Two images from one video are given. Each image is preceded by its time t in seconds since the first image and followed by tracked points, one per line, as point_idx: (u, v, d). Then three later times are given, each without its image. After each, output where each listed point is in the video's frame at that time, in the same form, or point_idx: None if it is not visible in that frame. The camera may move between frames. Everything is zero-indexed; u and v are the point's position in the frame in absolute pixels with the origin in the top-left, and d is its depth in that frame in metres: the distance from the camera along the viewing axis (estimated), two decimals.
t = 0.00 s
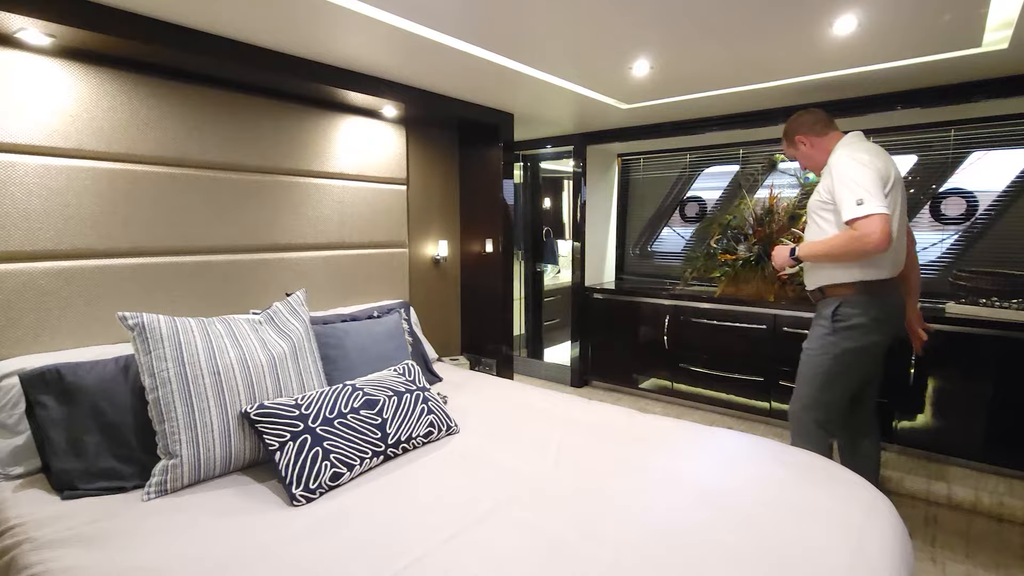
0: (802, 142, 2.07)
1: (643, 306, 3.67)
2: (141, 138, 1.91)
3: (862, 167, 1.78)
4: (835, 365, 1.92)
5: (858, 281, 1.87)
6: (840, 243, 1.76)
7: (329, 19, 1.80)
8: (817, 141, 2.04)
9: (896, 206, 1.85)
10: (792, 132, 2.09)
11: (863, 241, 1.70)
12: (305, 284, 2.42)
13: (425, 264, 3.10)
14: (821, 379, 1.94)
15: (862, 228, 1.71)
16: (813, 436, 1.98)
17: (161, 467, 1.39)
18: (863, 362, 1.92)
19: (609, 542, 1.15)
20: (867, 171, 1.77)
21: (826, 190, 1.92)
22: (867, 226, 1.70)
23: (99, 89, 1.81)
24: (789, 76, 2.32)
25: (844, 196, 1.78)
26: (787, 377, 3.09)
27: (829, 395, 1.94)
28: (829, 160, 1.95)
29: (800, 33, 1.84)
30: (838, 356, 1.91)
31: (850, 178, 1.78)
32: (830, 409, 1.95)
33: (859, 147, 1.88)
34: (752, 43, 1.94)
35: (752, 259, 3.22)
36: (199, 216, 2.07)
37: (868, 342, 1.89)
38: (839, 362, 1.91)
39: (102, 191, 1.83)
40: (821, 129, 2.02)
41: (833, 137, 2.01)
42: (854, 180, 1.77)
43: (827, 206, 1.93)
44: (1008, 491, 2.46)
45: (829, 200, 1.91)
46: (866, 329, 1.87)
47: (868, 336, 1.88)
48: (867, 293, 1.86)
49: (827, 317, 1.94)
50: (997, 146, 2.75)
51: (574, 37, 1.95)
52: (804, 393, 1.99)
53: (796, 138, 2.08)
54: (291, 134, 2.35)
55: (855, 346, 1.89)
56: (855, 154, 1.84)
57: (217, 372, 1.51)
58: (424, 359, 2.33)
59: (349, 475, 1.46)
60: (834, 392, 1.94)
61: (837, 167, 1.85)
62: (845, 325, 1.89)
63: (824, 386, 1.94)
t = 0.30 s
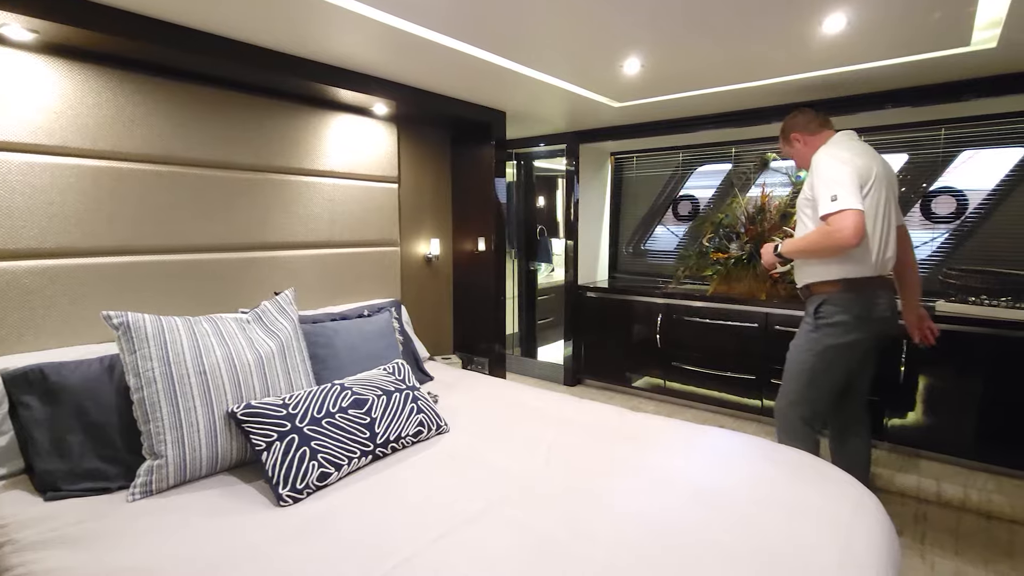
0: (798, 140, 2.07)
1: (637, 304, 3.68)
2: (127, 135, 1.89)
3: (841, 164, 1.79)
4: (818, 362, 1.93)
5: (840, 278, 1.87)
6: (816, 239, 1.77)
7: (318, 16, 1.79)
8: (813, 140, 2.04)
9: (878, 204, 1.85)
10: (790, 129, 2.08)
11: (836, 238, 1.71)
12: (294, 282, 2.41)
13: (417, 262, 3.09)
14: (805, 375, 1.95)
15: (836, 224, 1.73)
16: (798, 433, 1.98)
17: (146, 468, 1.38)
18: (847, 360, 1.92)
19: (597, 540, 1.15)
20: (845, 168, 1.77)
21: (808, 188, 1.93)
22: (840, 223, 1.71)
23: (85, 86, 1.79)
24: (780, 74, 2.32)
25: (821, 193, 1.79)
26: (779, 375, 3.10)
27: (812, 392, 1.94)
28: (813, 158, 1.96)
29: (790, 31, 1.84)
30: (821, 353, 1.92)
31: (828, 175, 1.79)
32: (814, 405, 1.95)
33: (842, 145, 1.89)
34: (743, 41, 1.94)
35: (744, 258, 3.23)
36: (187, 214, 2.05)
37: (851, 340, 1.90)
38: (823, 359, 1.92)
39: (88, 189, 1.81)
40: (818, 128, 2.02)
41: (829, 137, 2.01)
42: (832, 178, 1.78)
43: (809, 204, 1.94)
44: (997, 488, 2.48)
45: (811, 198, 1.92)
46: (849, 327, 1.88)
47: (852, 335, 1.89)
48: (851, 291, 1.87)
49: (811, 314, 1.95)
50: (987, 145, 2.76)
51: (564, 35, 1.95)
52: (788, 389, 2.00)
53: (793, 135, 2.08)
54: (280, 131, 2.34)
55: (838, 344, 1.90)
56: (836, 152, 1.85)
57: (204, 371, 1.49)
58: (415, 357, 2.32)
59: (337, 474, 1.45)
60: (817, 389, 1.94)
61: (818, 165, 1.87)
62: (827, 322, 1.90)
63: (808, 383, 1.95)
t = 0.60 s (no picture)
0: (798, 130, 2.06)
1: (629, 302, 3.68)
2: (111, 132, 1.87)
3: (837, 161, 1.79)
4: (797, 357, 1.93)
5: (829, 275, 1.88)
6: (809, 235, 1.77)
7: (305, 12, 1.77)
8: (814, 133, 2.05)
9: (870, 203, 1.86)
10: (793, 116, 2.07)
11: (831, 234, 1.72)
12: (283, 281, 2.39)
13: (408, 261, 3.07)
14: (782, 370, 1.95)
15: (830, 220, 1.73)
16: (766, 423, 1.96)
17: (130, 469, 1.36)
18: (824, 358, 1.93)
19: (586, 540, 1.14)
20: (841, 165, 1.77)
21: (803, 183, 1.93)
22: (835, 219, 1.71)
23: (67, 82, 1.77)
24: (770, 72, 2.32)
25: (817, 189, 1.79)
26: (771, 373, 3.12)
27: (788, 386, 1.93)
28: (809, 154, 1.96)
29: (779, 28, 1.83)
30: (800, 348, 1.92)
31: (824, 171, 1.79)
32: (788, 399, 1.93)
33: (838, 142, 1.89)
34: (732, 38, 1.94)
35: (736, 256, 3.23)
36: (173, 213, 2.03)
37: (833, 338, 1.91)
38: (800, 354, 1.92)
39: (71, 187, 1.79)
40: (821, 121, 2.03)
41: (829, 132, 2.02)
42: (828, 174, 1.78)
43: (803, 199, 1.94)
44: (985, 484, 2.49)
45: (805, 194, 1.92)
46: (830, 325, 1.89)
47: (834, 333, 1.90)
48: (838, 288, 1.87)
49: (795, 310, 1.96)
50: (976, 142, 2.77)
51: (554, 33, 1.94)
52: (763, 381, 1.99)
53: (795, 123, 2.06)
54: (268, 128, 2.31)
55: (818, 340, 1.90)
56: (833, 149, 1.85)
57: (188, 371, 1.47)
58: (406, 356, 2.31)
59: (324, 475, 1.44)
60: (793, 383, 1.93)
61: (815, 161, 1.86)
62: (809, 317, 1.90)
63: (785, 376, 1.94)
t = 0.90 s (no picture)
0: (783, 124, 2.06)
1: (619, 299, 3.68)
2: (90, 129, 1.83)
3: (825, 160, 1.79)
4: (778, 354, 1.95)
5: (811, 274, 1.89)
6: (796, 234, 1.74)
7: (288, 7, 1.75)
8: (797, 129, 2.06)
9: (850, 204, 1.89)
10: (779, 110, 2.05)
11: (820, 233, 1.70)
12: (268, 279, 2.37)
13: (397, 259, 3.05)
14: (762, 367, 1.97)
15: (819, 219, 1.71)
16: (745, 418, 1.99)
17: (108, 472, 1.34)
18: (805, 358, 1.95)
19: (571, 539, 1.13)
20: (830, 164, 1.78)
21: (789, 181, 1.92)
22: (823, 218, 1.70)
23: (43, 77, 1.73)
24: (757, 69, 2.32)
25: (806, 187, 1.78)
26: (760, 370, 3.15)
27: (768, 383, 1.95)
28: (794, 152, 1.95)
29: (766, 25, 1.83)
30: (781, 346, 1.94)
31: (814, 170, 1.79)
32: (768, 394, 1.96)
33: (822, 141, 1.89)
34: (719, 35, 1.93)
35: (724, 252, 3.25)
36: (154, 211, 2.00)
37: (812, 338, 1.93)
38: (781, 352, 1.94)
39: (47, 184, 1.75)
40: (804, 118, 2.05)
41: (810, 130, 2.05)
42: (817, 173, 1.78)
43: (788, 198, 1.93)
44: (970, 478, 2.52)
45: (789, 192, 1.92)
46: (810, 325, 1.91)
47: (815, 333, 1.92)
48: (819, 286, 1.89)
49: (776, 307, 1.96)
50: (962, 140, 2.79)
51: (541, 29, 1.92)
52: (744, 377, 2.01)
53: (781, 118, 2.05)
54: (252, 125, 2.28)
55: (800, 339, 1.92)
56: (819, 148, 1.85)
57: (169, 372, 1.45)
58: (393, 355, 2.29)
59: (308, 476, 1.42)
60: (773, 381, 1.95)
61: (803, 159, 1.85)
62: (792, 317, 1.92)
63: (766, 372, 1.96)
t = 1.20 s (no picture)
0: (746, 119, 2.07)
1: (611, 297, 3.67)
2: (70, 125, 1.80)
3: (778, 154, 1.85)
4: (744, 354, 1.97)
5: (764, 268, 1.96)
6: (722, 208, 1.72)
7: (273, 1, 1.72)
8: (760, 125, 2.07)
9: (804, 202, 1.93)
10: (744, 105, 2.05)
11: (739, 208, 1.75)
12: (255, 278, 2.34)
13: (386, 257, 3.03)
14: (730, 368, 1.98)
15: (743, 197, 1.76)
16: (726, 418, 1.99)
17: (88, 474, 1.32)
18: (771, 355, 1.97)
19: (557, 539, 1.13)
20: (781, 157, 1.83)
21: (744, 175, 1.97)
22: (742, 195, 1.76)
23: (21, 72, 1.70)
24: (746, 66, 2.32)
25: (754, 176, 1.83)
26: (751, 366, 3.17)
27: (739, 383, 1.97)
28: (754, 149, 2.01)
29: (753, 22, 1.83)
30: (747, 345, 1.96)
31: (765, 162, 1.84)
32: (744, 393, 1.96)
33: (779, 138, 1.94)
34: (707, 32, 1.93)
35: (715, 249, 3.22)
36: (137, 208, 1.97)
37: (774, 335, 1.96)
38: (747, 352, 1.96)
39: (27, 181, 1.72)
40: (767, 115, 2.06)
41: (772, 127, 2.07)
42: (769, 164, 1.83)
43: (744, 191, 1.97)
44: (957, 474, 2.54)
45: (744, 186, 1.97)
46: (770, 322, 1.95)
47: (775, 330, 1.96)
48: (777, 285, 1.95)
49: (740, 307, 2.00)
50: (950, 137, 2.80)
51: (529, 25, 1.91)
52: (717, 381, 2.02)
53: (745, 113, 2.06)
54: (238, 121, 2.25)
55: (768, 335, 1.95)
56: (776, 144, 1.91)
57: (150, 372, 1.43)
58: (382, 354, 2.27)
59: (293, 477, 1.41)
60: (745, 380, 1.96)
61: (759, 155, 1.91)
62: (758, 314, 1.95)
63: (735, 372, 1.97)
